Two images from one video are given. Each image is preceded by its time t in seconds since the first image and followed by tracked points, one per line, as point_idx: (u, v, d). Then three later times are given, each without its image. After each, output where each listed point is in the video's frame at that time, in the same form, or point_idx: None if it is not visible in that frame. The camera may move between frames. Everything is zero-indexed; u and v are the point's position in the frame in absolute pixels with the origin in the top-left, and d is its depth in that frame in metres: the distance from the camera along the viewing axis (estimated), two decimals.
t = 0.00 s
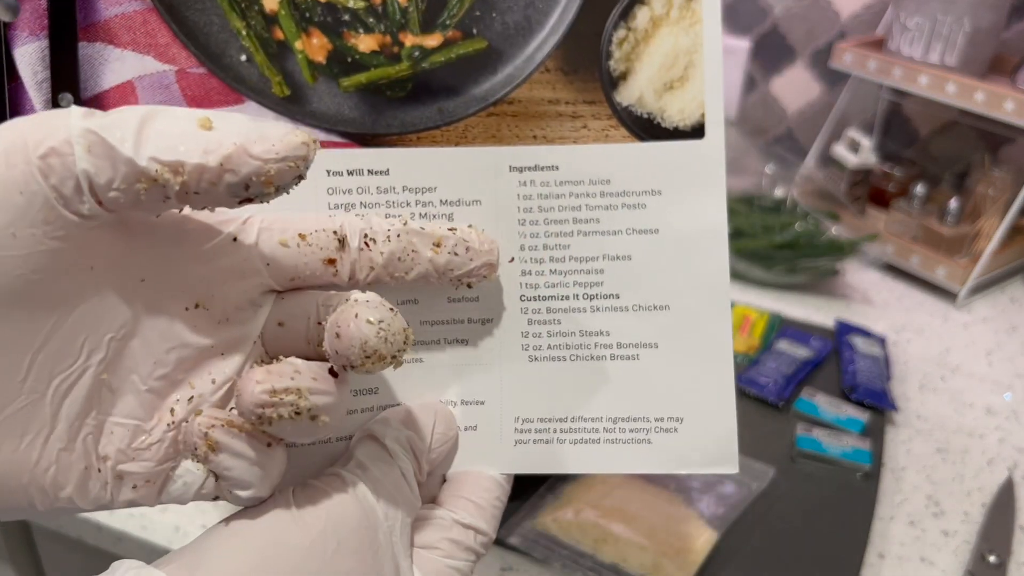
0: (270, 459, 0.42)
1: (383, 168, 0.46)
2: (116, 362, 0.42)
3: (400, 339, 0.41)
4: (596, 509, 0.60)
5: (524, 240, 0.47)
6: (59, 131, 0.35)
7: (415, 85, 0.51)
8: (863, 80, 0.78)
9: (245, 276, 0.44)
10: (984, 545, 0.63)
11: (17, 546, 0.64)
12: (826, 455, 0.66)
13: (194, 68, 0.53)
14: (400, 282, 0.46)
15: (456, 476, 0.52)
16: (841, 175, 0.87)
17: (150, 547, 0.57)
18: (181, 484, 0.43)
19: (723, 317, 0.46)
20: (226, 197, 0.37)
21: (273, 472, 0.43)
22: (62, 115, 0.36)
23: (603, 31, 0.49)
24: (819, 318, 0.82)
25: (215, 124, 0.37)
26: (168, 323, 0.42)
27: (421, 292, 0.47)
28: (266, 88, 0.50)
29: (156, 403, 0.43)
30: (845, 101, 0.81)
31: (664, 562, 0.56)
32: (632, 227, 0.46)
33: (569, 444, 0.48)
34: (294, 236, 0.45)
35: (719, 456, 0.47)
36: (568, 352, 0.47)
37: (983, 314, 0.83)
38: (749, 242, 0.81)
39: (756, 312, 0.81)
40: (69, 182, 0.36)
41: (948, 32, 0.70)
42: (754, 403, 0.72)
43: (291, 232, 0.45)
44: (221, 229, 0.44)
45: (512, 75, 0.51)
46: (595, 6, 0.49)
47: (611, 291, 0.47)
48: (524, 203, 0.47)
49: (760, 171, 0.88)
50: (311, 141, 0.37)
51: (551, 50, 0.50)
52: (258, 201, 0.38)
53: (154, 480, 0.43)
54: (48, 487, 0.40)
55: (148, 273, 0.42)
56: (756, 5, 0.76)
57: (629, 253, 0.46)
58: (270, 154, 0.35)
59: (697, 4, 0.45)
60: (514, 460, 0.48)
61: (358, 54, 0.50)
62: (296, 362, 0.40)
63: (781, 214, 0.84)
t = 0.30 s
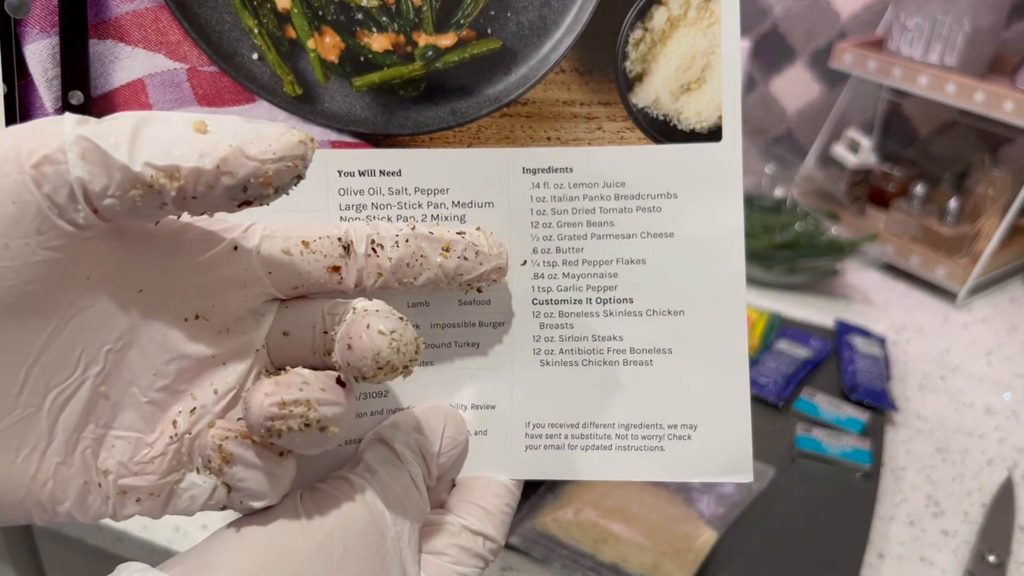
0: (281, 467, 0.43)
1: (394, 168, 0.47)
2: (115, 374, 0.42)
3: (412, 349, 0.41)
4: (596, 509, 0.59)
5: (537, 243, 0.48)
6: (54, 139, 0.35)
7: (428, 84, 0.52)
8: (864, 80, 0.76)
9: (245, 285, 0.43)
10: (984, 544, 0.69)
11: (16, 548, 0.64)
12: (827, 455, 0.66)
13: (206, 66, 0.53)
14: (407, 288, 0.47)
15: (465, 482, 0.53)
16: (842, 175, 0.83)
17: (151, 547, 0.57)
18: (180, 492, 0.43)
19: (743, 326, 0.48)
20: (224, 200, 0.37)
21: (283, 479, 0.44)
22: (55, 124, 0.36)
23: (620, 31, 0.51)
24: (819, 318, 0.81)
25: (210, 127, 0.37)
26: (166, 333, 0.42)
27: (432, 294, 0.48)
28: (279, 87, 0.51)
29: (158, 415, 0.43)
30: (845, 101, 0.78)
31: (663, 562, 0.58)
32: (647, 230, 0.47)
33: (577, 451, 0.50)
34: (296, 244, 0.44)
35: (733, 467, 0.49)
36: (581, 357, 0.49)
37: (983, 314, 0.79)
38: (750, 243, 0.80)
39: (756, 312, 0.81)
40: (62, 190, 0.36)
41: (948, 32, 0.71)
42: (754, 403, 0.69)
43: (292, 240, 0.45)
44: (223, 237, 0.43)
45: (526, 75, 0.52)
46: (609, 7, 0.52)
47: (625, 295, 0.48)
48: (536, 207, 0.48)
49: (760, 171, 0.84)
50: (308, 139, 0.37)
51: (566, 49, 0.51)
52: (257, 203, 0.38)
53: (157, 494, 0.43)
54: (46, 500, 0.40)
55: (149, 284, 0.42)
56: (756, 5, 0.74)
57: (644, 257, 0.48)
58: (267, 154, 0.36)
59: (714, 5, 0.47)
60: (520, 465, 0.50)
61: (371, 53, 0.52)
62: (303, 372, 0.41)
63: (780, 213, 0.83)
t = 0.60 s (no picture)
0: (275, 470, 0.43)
1: (385, 171, 0.48)
2: (104, 379, 0.42)
3: (405, 351, 0.41)
4: (596, 509, 0.60)
5: (527, 245, 0.48)
6: (37, 144, 0.35)
7: (417, 86, 0.54)
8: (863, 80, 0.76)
9: (236, 288, 0.43)
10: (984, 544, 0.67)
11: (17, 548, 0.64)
12: (827, 455, 0.66)
13: (195, 70, 0.57)
14: (400, 288, 0.46)
15: (456, 484, 0.53)
16: (841, 175, 0.84)
17: (150, 547, 0.57)
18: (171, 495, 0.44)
19: (732, 326, 0.48)
20: (211, 201, 0.36)
21: (279, 481, 0.44)
22: (40, 127, 0.35)
23: (611, 34, 0.53)
24: (819, 318, 0.81)
25: (196, 128, 0.36)
26: (155, 337, 0.42)
27: (422, 297, 0.48)
28: (268, 90, 0.54)
29: (148, 420, 0.43)
30: (845, 101, 0.78)
31: (664, 563, 0.57)
32: (636, 232, 0.48)
33: (567, 452, 0.50)
34: (287, 247, 0.44)
35: (726, 465, 0.49)
36: (571, 358, 0.49)
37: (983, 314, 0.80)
38: (750, 243, 0.80)
39: (756, 311, 0.81)
40: (48, 194, 0.35)
41: (948, 32, 0.70)
42: (755, 403, 0.70)
43: (283, 242, 0.44)
44: (211, 240, 0.43)
45: (514, 77, 0.54)
46: (598, 9, 0.54)
47: (614, 295, 0.48)
48: (526, 209, 0.48)
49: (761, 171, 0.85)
50: (295, 138, 0.36)
51: (552, 49, 0.53)
52: (245, 205, 0.37)
53: (148, 499, 0.43)
54: (35, 506, 0.41)
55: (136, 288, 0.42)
56: (756, 5, 0.74)
57: (633, 259, 0.48)
58: (254, 154, 0.35)
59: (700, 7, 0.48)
60: (513, 466, 0.50)
61: (360, 57, 0.55)
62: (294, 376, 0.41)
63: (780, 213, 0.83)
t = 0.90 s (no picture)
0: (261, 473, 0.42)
1: (370, 171, 0.45)
2: (89, 383, 0.40)
3: (392, 352, 0.40)
4: (596, 509, 0.60)
5: (512, 244, 0.45)
6: (20, 147, 0.34)
7: (402, 88, 0.50)
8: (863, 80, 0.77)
9: (221, 290, 0.42)
10: (985, 545, 0.64)
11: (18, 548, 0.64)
12: (827, 455, 0.66)
13: (183, 72, 0.53)
14: (389, 288, 0.44)
15: (443, 482, 0.51)
16: (841, 175, 0.86)
17: (150, 546, 0.57)
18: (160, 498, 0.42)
19: (711, 319, 0.45)
20: (194, 203, 0.35)
21: (266, 481, 0.42)
22: (19, 133, 0.34)
23: (591, 37, 0.49)
24: (819, 318, 0.82)
25: (178, 131, 0.35)
26: (139, 340, 0.41)
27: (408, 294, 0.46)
28: (255, 92, 0.49)
29: (135, 423, 0.41)
30: (845, 101, 0.79)
31: (664, 563, 0.57)
32: (620, 231, 0.45)
33: (555, 449, 0.47)
34: (273, 248, 0.42)
35: (711, 461, 0.46)
36: (557, 356, 0.46)
37: (983, 314, 0.81)
38: (750, 243, 0.80)
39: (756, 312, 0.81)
40: (30, 198, 0.34)
41: (948, 32, 0.70)
42: (755, 403, 0.71)
43: (269, 243, 0.42)
44: (195, 241, 0.41)
45: (499, 79, 0.51)
46: (584, 8, 0.49)
47: (599, 295, 0.46)
48: (512, 209, 0.45)
49: (760, 172, 0.86)
50: (277, 138, 0.35)
51: (537, 51, 0.49)
52: (228, 206, 0.36)
53: (135, 501, 0.42)
54: (21, 510, 0.40)
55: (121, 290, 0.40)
56: (756, 5, 0.74)
57: (617, 257, 0.45)
58: (235, 154, 0.34)
59: (685, 7, 0.44)
60: (500, 466, 0.47)
61: (346, 58, 0.50)
62: (281, 376, 0.40)
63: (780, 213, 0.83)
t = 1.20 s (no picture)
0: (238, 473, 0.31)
1: (371, 179, 0.38)
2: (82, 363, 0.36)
3: (363, 331, 0.31)
4: (596, 509, 0.59)
5: (510, 249, 0.39)
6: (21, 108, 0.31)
7: (401, 98, 0.42)
8: (861, 80, 0.87)
9: (184, 268, 0.29)
10: (985, 545, 0.60)
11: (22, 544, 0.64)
12: (827, 455, 0.65)
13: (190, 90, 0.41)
14: (369, 274, 0.33)
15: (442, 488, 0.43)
16: (841, 176, 0.94)
17: (150, 546, 0.56)
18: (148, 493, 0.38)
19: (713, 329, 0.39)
20: (148, 166, 0.26)
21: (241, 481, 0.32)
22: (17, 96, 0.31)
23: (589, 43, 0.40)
24: (819, 318, 0.83)
25: (129, 88, 0.25)
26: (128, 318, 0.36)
27: (408, 295, 0.39)
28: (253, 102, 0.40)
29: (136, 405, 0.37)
30: (845, 100, 0.90)
31: (664, 562, 0.54)
32: (620, 239, 0.39)
33: (554, 458, 0.41)
34: (243, 223, 0.30)
35: (704, 470, 0.41)
36: (555, 365, 0.40)
37: (982, 313, 0.85)
38: (750, 242, 0.84)
39: (756, 312, 0.82)
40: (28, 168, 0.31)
41: (949, 32, 0.76)
42: (754, 403, 0.71)
43: (230, 213, 0.30)
44: (163, 209, 0.29)
45: (498, 89, 0.42)
46: (584, 12, 0.40)
47: (596, 302, 0.39)
48: (514, 217, 0.39)
49: (761, 171, 0.96)
50: (233, 90, 0.26)
51: (537, 64, 0.41)
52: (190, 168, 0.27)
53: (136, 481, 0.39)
54: None
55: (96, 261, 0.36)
56: (757, 6, 0.88)
57: (617, 265, 0.39)
58: (184, 103, 0.25)
59: (687, 12, 0.37)
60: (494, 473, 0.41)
61: (346, 67, 0.41)
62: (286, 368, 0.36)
63: (780, 214, 0.89)
